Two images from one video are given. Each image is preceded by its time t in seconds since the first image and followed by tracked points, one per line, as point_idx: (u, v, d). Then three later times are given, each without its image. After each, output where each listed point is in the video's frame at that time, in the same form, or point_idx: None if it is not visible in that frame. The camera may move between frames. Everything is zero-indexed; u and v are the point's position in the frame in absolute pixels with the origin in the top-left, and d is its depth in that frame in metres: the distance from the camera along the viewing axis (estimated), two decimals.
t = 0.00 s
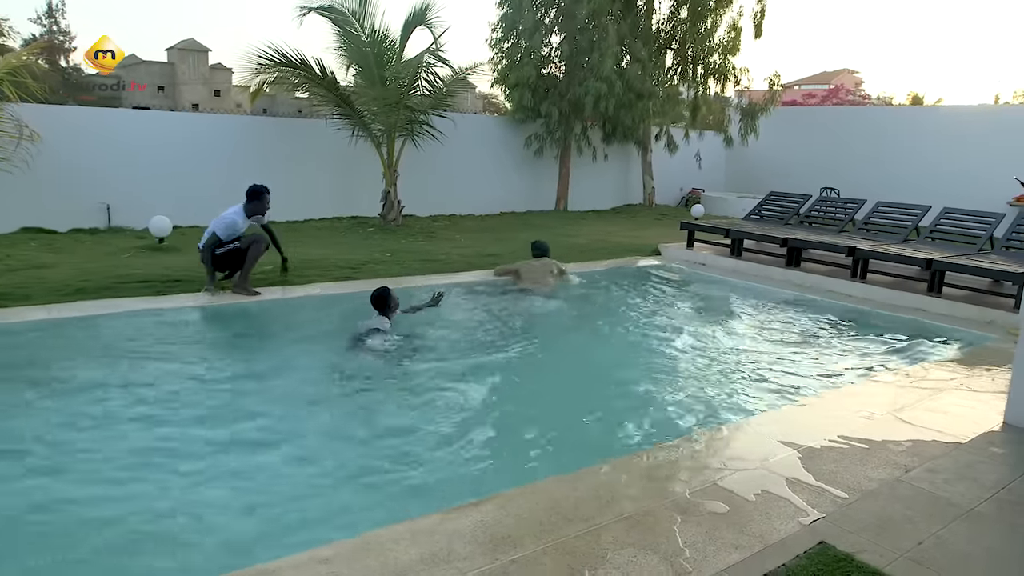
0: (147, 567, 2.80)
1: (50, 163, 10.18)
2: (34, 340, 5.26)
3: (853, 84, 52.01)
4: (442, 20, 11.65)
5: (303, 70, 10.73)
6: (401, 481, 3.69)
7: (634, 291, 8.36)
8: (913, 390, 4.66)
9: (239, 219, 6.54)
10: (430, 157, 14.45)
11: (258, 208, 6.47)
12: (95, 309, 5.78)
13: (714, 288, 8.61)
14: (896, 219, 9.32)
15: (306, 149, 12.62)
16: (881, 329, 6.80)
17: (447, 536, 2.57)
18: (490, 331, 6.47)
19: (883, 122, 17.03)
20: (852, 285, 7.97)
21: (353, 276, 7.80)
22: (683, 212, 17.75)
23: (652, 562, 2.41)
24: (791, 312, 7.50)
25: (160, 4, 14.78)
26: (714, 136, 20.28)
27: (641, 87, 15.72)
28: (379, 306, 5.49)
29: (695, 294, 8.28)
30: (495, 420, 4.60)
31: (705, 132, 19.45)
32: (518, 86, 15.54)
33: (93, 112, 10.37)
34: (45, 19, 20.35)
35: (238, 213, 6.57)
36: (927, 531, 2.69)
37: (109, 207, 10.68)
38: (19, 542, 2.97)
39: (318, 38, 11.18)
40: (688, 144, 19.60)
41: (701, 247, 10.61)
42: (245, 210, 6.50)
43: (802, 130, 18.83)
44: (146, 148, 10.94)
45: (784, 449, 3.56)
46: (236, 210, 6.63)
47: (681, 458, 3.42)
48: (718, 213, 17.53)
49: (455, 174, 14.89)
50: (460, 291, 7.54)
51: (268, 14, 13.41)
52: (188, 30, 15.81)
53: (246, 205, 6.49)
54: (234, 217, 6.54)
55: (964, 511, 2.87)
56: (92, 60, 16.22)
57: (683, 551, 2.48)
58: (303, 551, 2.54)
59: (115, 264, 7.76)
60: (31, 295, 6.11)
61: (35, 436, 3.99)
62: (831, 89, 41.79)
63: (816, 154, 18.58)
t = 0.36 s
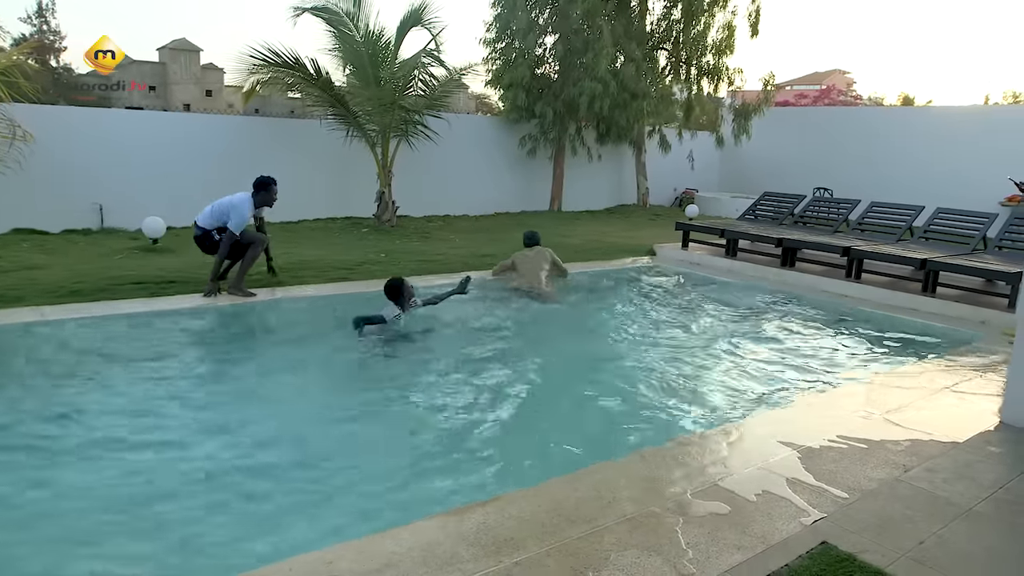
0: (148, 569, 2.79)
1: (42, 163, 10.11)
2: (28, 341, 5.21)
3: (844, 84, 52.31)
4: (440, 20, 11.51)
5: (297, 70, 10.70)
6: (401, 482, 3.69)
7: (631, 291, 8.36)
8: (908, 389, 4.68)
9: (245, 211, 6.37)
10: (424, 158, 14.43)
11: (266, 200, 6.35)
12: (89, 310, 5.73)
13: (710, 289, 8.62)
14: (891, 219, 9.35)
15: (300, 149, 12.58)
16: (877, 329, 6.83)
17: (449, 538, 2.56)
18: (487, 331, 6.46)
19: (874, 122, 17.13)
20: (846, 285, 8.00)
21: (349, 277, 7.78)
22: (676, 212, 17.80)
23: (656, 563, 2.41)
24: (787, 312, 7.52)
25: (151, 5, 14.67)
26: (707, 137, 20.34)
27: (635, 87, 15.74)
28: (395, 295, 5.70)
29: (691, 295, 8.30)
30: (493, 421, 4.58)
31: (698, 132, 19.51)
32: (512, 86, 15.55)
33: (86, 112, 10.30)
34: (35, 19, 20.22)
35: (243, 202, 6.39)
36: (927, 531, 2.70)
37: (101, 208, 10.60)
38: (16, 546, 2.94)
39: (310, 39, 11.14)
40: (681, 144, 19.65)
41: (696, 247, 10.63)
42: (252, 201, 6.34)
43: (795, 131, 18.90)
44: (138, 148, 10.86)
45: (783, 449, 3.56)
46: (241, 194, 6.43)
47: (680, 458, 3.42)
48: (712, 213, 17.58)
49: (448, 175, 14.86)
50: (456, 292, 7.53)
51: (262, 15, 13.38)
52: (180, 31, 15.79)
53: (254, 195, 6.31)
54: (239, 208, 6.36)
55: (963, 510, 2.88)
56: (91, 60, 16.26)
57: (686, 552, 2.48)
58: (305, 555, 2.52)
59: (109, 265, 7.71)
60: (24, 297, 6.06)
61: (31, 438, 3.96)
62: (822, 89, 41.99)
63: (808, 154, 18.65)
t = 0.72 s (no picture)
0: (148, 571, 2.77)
1: (35, 162, 10.03)
2: (21, 341, 5.16)
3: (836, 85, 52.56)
4: (436, 18, 11.51)
5: (292, 70, 10.65)
6: (400, 482, 3.67)
7: (626, 292, 8.37)
8: (902, 390, 4.70)
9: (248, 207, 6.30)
10: (419, 158, 14.40)
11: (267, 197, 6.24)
12: (83, 310, 5.69)
13: (705, 289, 8.64)
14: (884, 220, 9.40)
15: (295, 148, 12.53)
16: (872, 330, 6.86)
17: (450, 539, 2.55)
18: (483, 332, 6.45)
19: (867, 124, 17.21)
20: (841, 286, 8.03)
21: (345, 277, 7.75)
22: (670, 213, 17.81)
23: (657, 564, 2.41)
24: (782, 313, 7.54)
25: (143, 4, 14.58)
26: (701, 138, 20.40)
27: (629, 88, 15.73)
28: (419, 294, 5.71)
29: (687, 295, 8.31)
30: (489, 422, 4.57)
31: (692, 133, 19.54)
32: (507, 87, 15.55)
33: (78, 111, 10.23)
34: (26, 16, 20.08)
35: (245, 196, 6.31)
36: (926, 531, 2.71)
37: (94, 207, 10.53)
38: (11, 547, 2.92)
39: (306, 38, 11.14)
40: (675, 144, 19.67)
41: (690, 247, 10.65)
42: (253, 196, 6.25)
43: (788, 132, 18.96)
44: (130, 147, 10.79)
45: (781, 449, 3.57)
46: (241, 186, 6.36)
47: (679, 459, 3.42)
48: (706, 213, 17.62)
49: (443, 175, 14.83)
50: (452, 292, 7.51)
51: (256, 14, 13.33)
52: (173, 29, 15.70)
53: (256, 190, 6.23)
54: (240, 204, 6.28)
55: (961, 511, 2.89)
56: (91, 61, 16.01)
57: (686, 553, 2.48)
58: (305, 556, 2.51)
59: (102, 264, 7.65)
60: (17, 297, 6.01)
61: (25, 438, 3.93)
62: (815, 90, 42.11)
63: (802, 155, 18.72)
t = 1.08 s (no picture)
0: (145, 569, 2.76)
1: (29, 158, 9.98)
2: (15, 338, 5.13)
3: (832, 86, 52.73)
4: (432, 17, 11.55)
5: (289, 67, 10.60)
6: (398, 481, 3.66)
7: (623, 291, 8.36)
8: (899, 390, 4.71)
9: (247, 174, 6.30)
10: (416, 155, 14.38)
11: (268, 162, 6.29)
12: (77, 307, 5.65)
13: (701, 289, 8.65)
14: (880, 220, 9.42)
15: (292, 146, 12.50)
16: (869, 331, 6.86)
17: (448, 538, 2.54)
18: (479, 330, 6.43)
19: (862, 125, 17.28)
20: (837, 287, 8.06)
21: (341, 275, 7.73)
22: (666, 212, 17.85)
23: (655, 564, 2.40)
24: (778, 313, 7.56)
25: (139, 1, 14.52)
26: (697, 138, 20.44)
27: (625, 87, 15.74)
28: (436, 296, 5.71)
29: (683, 295, 8.32)
30: (487, 421, 4.56)
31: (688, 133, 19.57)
32: (503, 85, 15.55)
33: (73, 106, 10.18)
34: (20, 12, 20.01)
35: (244, 166, 6.34)
36: (923, 532, 2.71)
37: (90, 204, 10.49)
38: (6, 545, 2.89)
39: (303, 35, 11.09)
40: (671, 143, 19.71)
41: (686, 247, 10.66)
42: (253, 165, 6.29)
43: (784, 131, 19.00)
44: (126, 143, 10.73)
45: (779, 450, 3.58)
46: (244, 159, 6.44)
47: (676, 459, 3.42)
48: (701, 213, 17.65)
49: (439, 173, 14.80)
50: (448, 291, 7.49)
51: (252, 11, 13.29)
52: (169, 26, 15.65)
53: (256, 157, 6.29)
54: (239, 172, 6.28)
55: (958, 511, 2.89)
56: (90, 61, 16.13)
57: (686, 553, 2.48)
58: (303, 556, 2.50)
59: (97, 261, 7.61)
60: (12, 293, 5.98)
61: (20, 436, 3.90)
62: (811, 91, 42.21)
63: (797, 155, 18.77)
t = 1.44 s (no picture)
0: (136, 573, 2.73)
1: (15, 159, 9.88)
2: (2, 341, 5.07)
3: (819, 88, 53.11)
4: (422, 18, 11.52)
5: (279, 67, 10.52)
6: (391, 483, 3.65)
7: (614, 292, 8.37)
8: (888, 389, 4.75)
9: (240, 153, 6.35)
10: (406, 156, 14.35)
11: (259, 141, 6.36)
12: (65, 310, 5.59)
13: (692, 289, 8.68)
14: (869, 221, 9.49)
15: (281, 147, 12.43)
16: (858, 331, 6.90)
17: (443, 540, 2.53)
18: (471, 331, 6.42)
19: (849, 126, 17.43)
20: (826, 286, 8.10)
21: (332, 276, 7.70)
22: (656, 213, 17.89)
23: (651, 564, 2.41)
24: (768, 313, 7.59)
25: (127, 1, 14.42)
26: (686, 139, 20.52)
27: (615, 87, 15.73)
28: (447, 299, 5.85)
29: (673, 296, 8.34)
30: (478, 423, 4.55)
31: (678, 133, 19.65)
32: (493, 86, 15.55)
33: (59, 107, 10.07)
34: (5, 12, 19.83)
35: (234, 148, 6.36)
36: (915, 530, 2.73)
37: (77, 205, 10.39)
38: None
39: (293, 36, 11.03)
40: (662, 144, 19.78)
41: (677, 248, 10.70)
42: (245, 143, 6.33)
43: (773, 132, 19.11)
44: (113, 144, 10.63)
45: (771, 449, 3.59)
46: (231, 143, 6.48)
47: (670, 460, 3.42)
48: (691, 214, 17.72)
49: (429, 174, 14.78)
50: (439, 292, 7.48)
51: (241, 11, 13.23)
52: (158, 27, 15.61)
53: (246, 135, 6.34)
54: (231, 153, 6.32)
55: (949, 510, 2.91)
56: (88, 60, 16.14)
57: (681, 553, 2.48)
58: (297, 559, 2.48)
59: (84, 263, 7.54)
60: None
61: (9, 440, 3.86)
62: (799, 92, 42.47)
63: (786, 156, 18.89)
